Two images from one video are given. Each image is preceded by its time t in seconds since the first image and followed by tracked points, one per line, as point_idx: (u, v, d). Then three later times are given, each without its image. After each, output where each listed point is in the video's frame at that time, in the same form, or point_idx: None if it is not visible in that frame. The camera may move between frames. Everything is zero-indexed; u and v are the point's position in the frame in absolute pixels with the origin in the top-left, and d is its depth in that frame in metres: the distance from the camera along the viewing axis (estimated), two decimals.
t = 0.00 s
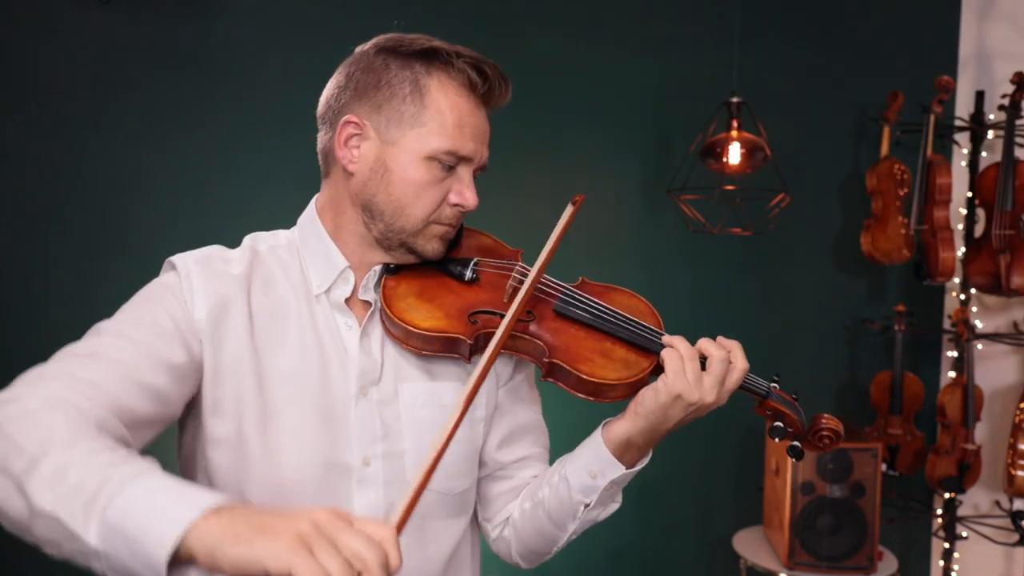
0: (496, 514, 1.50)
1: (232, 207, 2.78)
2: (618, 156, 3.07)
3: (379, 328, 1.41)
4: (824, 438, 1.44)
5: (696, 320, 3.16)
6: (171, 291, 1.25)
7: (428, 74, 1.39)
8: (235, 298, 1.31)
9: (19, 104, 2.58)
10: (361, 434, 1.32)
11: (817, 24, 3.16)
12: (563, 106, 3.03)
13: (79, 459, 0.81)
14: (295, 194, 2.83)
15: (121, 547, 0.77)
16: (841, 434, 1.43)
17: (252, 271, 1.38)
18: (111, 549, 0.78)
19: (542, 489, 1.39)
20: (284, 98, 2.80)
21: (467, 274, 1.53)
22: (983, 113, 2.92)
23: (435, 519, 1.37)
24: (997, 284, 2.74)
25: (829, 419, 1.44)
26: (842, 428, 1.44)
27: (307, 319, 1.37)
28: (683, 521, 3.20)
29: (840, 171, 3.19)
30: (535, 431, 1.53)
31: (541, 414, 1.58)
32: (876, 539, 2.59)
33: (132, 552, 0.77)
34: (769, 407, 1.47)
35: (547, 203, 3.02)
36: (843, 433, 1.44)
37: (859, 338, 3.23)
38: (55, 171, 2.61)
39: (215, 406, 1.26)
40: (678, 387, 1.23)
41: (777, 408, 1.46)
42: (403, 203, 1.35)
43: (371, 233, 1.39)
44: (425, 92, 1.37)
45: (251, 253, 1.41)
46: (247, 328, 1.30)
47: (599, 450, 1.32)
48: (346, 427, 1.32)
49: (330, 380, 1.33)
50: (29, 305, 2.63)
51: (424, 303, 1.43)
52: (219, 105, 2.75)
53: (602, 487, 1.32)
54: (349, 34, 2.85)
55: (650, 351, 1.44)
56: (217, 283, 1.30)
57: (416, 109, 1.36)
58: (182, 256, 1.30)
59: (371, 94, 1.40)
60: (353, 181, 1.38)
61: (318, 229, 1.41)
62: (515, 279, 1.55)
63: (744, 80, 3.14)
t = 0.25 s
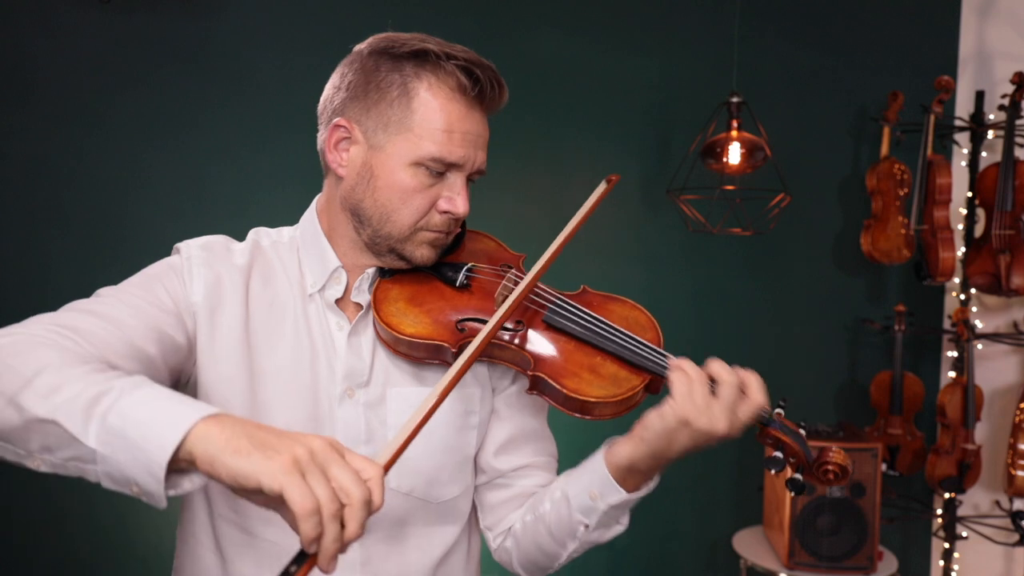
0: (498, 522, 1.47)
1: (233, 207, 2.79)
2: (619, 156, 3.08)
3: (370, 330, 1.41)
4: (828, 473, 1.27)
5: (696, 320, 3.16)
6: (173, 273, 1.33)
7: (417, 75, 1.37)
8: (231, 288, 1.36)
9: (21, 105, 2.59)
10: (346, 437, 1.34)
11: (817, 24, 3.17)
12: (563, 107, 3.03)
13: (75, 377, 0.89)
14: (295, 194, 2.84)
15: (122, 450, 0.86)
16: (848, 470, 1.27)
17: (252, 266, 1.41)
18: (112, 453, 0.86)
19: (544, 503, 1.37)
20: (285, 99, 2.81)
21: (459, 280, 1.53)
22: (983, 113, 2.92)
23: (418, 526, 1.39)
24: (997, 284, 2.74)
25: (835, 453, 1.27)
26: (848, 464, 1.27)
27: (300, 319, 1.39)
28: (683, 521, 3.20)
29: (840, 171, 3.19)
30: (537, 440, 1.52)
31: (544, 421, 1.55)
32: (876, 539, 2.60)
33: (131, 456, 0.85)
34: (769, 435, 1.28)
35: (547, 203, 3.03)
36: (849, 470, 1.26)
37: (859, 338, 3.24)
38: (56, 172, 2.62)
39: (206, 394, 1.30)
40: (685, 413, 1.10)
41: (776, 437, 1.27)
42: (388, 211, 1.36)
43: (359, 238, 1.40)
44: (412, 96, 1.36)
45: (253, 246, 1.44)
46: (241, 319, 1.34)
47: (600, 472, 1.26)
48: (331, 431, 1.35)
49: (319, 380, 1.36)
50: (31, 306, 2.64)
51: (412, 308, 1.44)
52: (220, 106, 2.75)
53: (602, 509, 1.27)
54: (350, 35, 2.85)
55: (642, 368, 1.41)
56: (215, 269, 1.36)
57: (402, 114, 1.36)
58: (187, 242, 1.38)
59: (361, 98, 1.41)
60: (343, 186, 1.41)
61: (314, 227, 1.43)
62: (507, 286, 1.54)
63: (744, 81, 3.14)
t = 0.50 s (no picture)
0: (495, 534, 1.47)
1: (233, 207, 2.78)
2: (619, 156, 3.08)
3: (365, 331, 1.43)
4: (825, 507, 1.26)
5: (696, 319, 3.16)
6: (173, 266, 1.36)
7: (409, 78, 1.37)
8: (228, 284, 1.39)
9: (20, 104, 2.58)
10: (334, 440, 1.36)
11: (818, 25, 3.17)
12: (564, 107, 3.03)
13: (75, 346, 0.94)
14: (296, 194, 2.84)
15: (124, 409, 0.90)
16: (844, 507, 1.24)
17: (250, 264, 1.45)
18: (115, 416, 0.90)
19: (544, 525, 1.36)
20: (285, 99, 2.81)
21: (452, 287, 1.53)
22: (983, 113, 2.92)
23: (405, 533, 1.41)
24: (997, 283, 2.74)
25: (833, 486, 1.26)
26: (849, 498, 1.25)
27: (294, 318, 1.42)
28: (683, 521, 3.20)
29: (840, 172, 3.19)
30: (531, 452, 1.51)
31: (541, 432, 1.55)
32: (876, 539, 2.60)
33: (134, 417, 0.89)
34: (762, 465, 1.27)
35: (548, 203, 3.03)
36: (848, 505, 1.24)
37: (859, 338, 3.24)
38: (56, 171, 2.62)
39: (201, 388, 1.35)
40: (701, 462, 1.11)
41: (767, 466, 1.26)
42: (378, 215, 1.36)
43: (353, 240, 1.42)
44: (403, 98, 1.36)
45: (254, 243, 1.48)
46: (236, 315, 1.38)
47: (605, 507, 1.26)
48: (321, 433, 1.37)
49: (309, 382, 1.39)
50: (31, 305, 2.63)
51: (402, 315, 1.43)
52: (220, 105, 2.75)
53: (603, 542, 1.27)
54: (350, 35, 2.85)
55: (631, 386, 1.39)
56: (215, 265, 1.40)
57: (393, 117, 1.36)
58: (188, 239, 1.42)
59: (355, 99, 1.42)
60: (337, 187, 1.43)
61: (311, 228, 1.46)
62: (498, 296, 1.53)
63: (744, 81, 3.14)
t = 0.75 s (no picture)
0: (483, 544, 1.44)
1: (233, 207, 2.78)
2: (619, 156, 3.08)
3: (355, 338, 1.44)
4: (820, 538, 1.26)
5: (696, 319, 3.16)
6: (178, 266, 1.41)
7: (402, 84, 1.36)
8: (230, 282, 1.43)
9: (20, 105, 2.58)
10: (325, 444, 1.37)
11: (817, 25, 3.17)
12: (565, 106, 3.03)
13: (108, 328, 0.98)
14: (296, 193, 2.84)
15: (167, 375, 0.94)
16: (840, 537, 1.24)
17: (251, 264, 1.48)
18: (158, 384, 0.95)
19: (534, 547, 1.33)
20: (285, 99, 2.81)
21: (443, 295, 1.49)
22: (983, 113, 2.92)
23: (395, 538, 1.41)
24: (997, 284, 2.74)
25: (829, 518, 1.26)
26: (845, 531, 1.25)
27: (292, 318, 1.45)
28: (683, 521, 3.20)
29: (840, 172, 3.19)
30: (524, 465, 1.48)
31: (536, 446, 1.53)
32: (876, 539, 2.59)
33: (180, 381, 0.94)
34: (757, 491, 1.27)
35: (548, 203, 3.03)
36: (844, 538, 1.24)
37: (859, 338, 3.24)
38: (56, 172, 2.62)
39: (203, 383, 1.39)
40: (692, 498, 1.08)
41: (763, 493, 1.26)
42: (368, 224, 1.37)
43: (345, 247, 1.43)
44: (395, 106, 1.35)
45: (256, 242, 1.52)
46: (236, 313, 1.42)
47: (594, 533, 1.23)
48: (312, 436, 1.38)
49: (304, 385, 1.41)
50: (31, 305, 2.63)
51: (393, 324, 1.41)
52: (220, 105, 2.75)
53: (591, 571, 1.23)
54: (350, 35, 2.85)
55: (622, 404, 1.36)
56: (218, 263, 1.43)
57: (385, 125, 1.36)
58: (193, 236, 1.46)
59: (348, 105, 1.41)
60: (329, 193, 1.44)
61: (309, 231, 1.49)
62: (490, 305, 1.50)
63: (745, 80, 3.14)
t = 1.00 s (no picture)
0: (479, 551, 1.42)
1: (233, 207, 2.78)
2: (619, 155, 3.08)
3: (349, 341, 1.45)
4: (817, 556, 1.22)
5: (696, 320, 3.16)
6: (182, 268, 1.41)
7: (394, 84, 1.36)
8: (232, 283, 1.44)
9: (20, 105, 2.58)
10: (319, 446, 1.36)
11: (817, 25, 3.17)
12: (565, 106, 3.03)
13: (140, 316, 1.01)
14: (296, 193, 2.84)
15: (211, 346, 0.97)
16: (838, 557, 1.20)
17: (252, 265, 1.49)
18: (204, 358, 0.98)
19: (526, 552, 1.31)
20: (284, 99, 2.81)
21: (438, 299, 1.49)
22: (983, 113, 2.92)
23: (390, 543, 1.41)
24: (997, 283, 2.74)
25: (828, 535, 1.22)
26: (844, 551, 1.20)
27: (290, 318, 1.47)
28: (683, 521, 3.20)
29: (839, 172, 3.19)
30: (520, 469, 1.47)
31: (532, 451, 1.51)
32: (876, 539, 2.59)
33: (227, 348, 0.97)
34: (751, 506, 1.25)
35: (548, 202, 3.03)
36: (843, 556, 1.20)
37: (859, 338, 3.24)
38: (55, 172, 2.62)
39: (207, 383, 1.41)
40: (681, 507, 1.06)
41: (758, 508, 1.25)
42: (362, 225, 1.36)
43: (341, 249, 1.43)
44: (388, 106, 1.35)
45: (257, 242, 1.53)
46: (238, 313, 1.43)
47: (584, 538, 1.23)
48: (306, 438, 1.38)
49: (300, 385, 1.40)
50: (31, 305, 2.63)
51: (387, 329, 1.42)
52: (220, 105, 2.75)
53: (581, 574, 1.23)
54: (350, 35, 2.85)
55: (614, 414, 1.39)
56: (221, 264, 1.44)
57: (377, 126, 1.35)
58: (194, 238, 1.46)
59: (342, 106, 1.41)
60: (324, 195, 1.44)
61: (308, 232, 1.50)
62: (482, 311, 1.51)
63: (745, 80, 3.14)
